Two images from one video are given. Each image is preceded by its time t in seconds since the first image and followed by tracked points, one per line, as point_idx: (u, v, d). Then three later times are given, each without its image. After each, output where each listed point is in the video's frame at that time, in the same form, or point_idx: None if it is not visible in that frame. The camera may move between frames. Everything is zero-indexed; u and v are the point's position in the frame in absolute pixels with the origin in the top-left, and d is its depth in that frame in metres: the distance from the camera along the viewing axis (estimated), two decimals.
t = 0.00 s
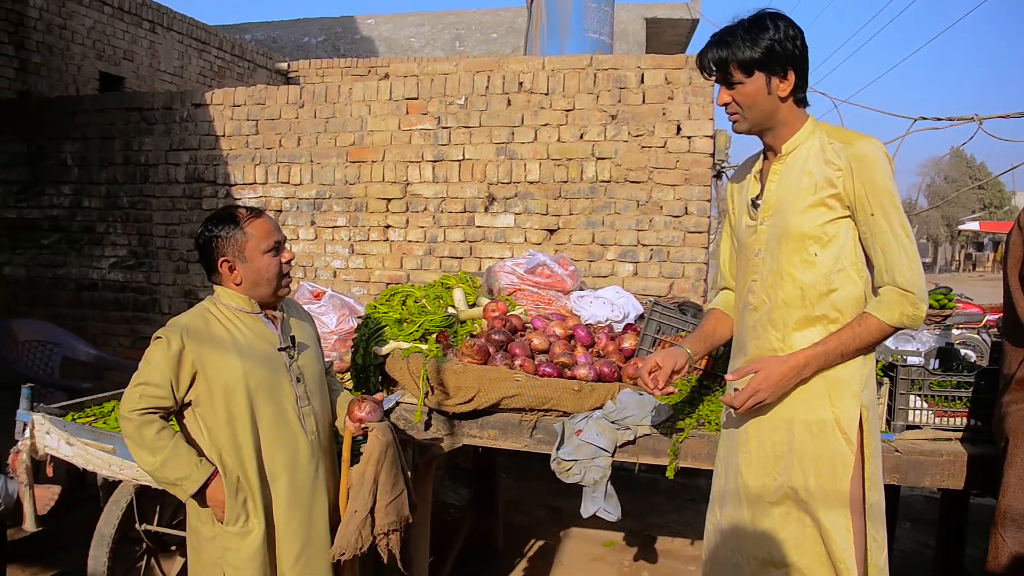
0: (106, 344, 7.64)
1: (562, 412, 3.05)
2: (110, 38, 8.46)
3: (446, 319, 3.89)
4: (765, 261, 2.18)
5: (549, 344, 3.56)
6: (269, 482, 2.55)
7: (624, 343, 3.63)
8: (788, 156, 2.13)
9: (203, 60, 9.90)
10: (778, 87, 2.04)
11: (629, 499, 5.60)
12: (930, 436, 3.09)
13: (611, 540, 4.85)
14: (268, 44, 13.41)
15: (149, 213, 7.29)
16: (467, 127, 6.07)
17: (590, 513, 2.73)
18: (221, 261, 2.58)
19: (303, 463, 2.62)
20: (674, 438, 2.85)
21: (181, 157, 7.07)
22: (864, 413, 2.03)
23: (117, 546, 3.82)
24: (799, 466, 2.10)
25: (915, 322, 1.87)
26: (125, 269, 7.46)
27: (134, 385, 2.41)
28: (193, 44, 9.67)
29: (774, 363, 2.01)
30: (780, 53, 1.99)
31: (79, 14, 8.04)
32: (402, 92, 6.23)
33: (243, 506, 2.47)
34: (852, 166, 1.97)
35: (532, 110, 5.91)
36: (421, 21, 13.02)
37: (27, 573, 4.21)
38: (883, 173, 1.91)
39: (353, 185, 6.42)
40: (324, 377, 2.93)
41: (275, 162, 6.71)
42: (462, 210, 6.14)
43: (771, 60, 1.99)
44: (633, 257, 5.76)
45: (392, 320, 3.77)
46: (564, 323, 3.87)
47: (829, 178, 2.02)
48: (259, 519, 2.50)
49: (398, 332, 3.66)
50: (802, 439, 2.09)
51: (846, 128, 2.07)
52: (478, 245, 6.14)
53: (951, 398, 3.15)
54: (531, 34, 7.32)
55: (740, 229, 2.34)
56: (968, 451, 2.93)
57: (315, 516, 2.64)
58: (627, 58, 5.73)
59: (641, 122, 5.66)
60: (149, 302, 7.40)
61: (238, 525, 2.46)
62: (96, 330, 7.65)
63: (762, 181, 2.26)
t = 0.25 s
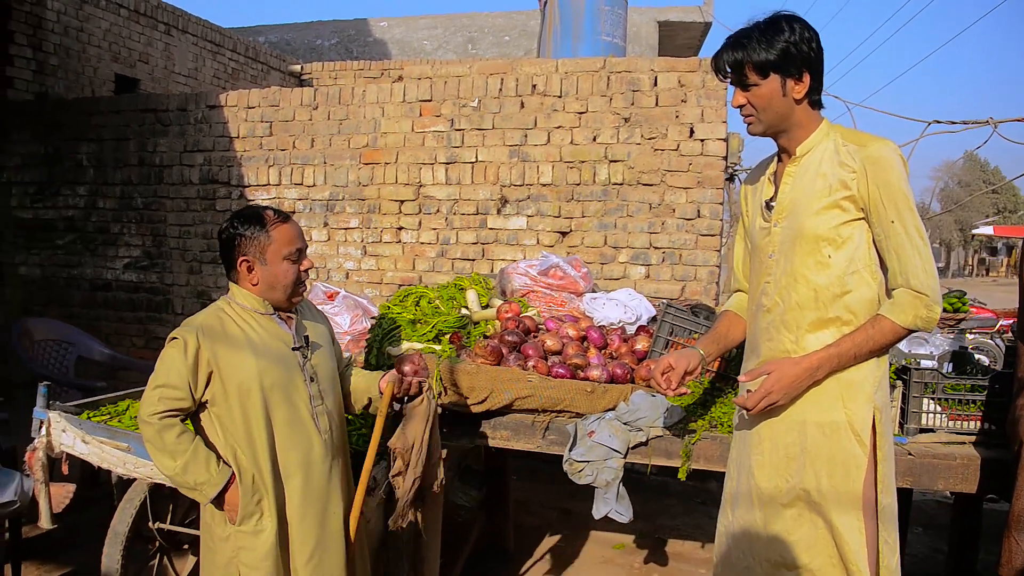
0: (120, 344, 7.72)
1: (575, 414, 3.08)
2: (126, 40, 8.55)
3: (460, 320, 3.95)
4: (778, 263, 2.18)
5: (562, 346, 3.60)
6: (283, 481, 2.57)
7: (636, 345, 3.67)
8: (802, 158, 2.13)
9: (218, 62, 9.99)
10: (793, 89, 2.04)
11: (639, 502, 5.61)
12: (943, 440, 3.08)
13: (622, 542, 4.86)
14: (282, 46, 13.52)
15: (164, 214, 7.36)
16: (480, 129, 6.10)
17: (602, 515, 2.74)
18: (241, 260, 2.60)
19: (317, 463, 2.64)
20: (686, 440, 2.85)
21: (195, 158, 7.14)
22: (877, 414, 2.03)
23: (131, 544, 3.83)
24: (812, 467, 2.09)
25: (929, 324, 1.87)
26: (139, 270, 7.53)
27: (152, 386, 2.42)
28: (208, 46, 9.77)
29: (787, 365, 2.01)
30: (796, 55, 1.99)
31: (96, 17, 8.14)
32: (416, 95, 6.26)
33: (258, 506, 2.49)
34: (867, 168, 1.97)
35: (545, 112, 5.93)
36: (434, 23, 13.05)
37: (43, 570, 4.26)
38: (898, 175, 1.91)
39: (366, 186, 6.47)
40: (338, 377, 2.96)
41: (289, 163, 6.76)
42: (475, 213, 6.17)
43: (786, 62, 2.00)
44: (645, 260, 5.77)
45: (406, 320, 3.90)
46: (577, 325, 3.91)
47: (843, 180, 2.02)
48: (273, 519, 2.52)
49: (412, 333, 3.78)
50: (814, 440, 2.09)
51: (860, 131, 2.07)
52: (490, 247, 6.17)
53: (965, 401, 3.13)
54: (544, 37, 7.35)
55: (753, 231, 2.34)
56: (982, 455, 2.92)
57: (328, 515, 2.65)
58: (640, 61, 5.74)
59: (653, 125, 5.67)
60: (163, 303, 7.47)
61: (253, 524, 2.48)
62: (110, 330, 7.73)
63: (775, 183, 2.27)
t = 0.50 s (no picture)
0: (124, 349, 7.75)
1: (578, 417, 3.09)
2: (129, 47, 8.61)
3: (463, 325, 3.99)
4: (780, 265, 2.19)
5: (565, 348, 3.62)
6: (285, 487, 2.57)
7: (640, 347, 3.68)
8: (803, 160, 2.14)
9: (220, 68, 10.03)
10: (793, 92, 2.05)
11: (643, 506, 5.60)
12: (947, 442, 3.08)
13: (625, 546, 4.85)
14: (284, 52, 13.59)
15: (167, 219, 7.38)
16: (482, 134, 6.12)
17: (605, 517, 2.73)
18: (246, 265, 2.61)
19: (320, 467, 2.65)
20: (690, 442, 2.86)
21: (198, 163, 7.16)
22: (880, 416, 2.04)
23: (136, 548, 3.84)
24: (815, 469, 2.09)
25: (931, 325, 1.87)
26: (142, 275, 7.56)
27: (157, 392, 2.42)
28: (211, 53, 9.82)
29: (789, 366, 2.01)
30: (796, 58, 2.00)
31: (99, 24, 8.20)
32: (418, 99, 6.29)
33: (259, 512, 2.50)
34: (867, 170, 1.97)
35: (547, 117, 5.95)
36: (436, 28, 13.07)
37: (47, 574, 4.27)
38: (899, 177, 1.91)
39: (369, 191, 6.49)
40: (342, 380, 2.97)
41: (291, 169, 6.78)
42: (477, 217, 6.19)
43: (786, 66, 2.01)
44: (647, 263, 5.78)
45: (409, 324, 4.00)
46: (580, 328, 3.92)
47: (844, 182, 2.03)
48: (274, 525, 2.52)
49: (415, 336, 3.90)
50: (818, 442, 2.09)
51: (861, 133, 2.08)
52: (493, 251, 6.19)
53: (968, 403, 3.14)
54: (546, 41, 7.37)
55: (755, 233, 2.35)
56: (985, 456, 2.92)
57: (331, 520, 2.66)
58: (641, 65, 5.76)
59: (655, 129, 5.69)
60: (166, 308, 7.49)
61: (253, 530, 2.49)
62: (114, 335, 7.76)
63: (777, 185, 2.27)
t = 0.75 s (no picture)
0: (124, 348, 7.75)
1: (578, 414, 3.09)
2: (129, 45, 8.61)
3: (463, 322, 3.99)
4: (779, 262, 2.19)
5: (565, 345, 3.62)
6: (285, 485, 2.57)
7: (639, 344, 3.69)
8: (803, 156, 2.14)
9: (220, 67, 10.03)
10: (794, 88, 2.05)
11: (643, 503, 5.60)
12: (946, 438, 3.08)
13: (626, 544, 4.85)
14: (284, 50, 13.59)
15: (167, 217, 7.38)
16: (483, 132, 6.12)
17: (606, 514, 2.73)
18: (246, 261, 2.60)
19: (321, 465, 2.64)
20: (690, 439, 2.85)
21: (198, 162, 7.17)
22: (880, 413, 2.03)
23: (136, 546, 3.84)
24: (816, 465, 2.09)
25: (931, 321, 1.86)
26: (143, 273, 7.56)
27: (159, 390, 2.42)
28: (210, 51, 9.82)
29: (789, 363, 2.01)
30: (796, 54, 2.00)
31: (99, 22, 8.20)
32: (418, 97, 6.28)
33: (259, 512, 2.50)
34: (867, 166, 1.97)
35: (547, 114, 5.95)
36: (436, 26, 13.05)
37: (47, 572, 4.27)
38: (899, 172, 1.91)
39: (369, 189, 6.49)
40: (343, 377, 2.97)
41: (292, 167, 6.79)
42: (477, 215, 6.19)
43: (786, 61, 2.00)
44: (648, 261, 5.78)
45: (409, 321, 4.01)
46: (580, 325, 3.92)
47: (843, 178, 2.02)
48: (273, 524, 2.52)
49: (415, 334, 3.91)
50: (818, 438, 2.09)
51: (861, 128, 2.07)
52: (493, 249, 6.19)
53: (968, 399, 3.14)
54: (546, 39, 7.37)
55: (755, 230, 2.35)
56: (985, 453, 2.91)
57: (331, 518, 2.65)
58: (641, 63, 5.75)
59: (655, 127, 5.69)
60: (167, 306, 7.49)
61: (251, 530, 2.48)
62: (114, 333, 7.76)
63: (777, 181, 2.27)
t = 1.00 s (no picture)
0: (128, 346, 7.78)
1: (582, 413, 3.09)
2: (133, 44, 8.62)
3: (466, 320, 3.99)
4: (783, 260, 2.18)
5: (568, 345, 3.62)
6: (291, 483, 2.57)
7: (643, 344, 3.69)
8: (808, 154, 2.13)
9: (224, 66, 10.05)
10: (799, 86, 2.04)
11: (647, 502, 5.60)
12: (951, 438, 3.07)
13: (630, 543, 4.85)
14: (289, 50, 13.61)
15: (171, 216, 7.40)
16: (486, 131, 6.12)
17: (609, 513, 2.74)
18: (250, 259, 2.60)
19: (326, 465, 2.63)
20: (693, 438, 2.84)
21: (202, 161, 7.18)
22: (884, 412, 2.02)
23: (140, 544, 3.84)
24: (819, 465, 2.09)
25: (936, 321, 1.85)
26: (147, 272, 7.58)
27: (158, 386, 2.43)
28: (215, 50, 9.84)
29: (792, 362, 2.00)
30: (802, 52, 1.99)
31: (104, 22, 8.22)
32: (422, 96, 6.28)
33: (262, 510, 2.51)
34: (872, 165, 1.96)
35: (551, 113, 5.95)
36: (439, 25, 13.05)
37: (51, 570, 4.28)
38: (903, 170, 1.90)
39: (373, 188, 6.49)
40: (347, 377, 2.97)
41: (295, 166, 6.79)
42: (481, 213, 6.19)
43: (792, 59, 1.99)
44: (652, 260, 5.77)
45: (413, 320, 4.00)
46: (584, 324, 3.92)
47: (848, 176, 2.01)
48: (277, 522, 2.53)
49: (419, 333, 3.89)
50: (822, 438, 2.08)
51: (866, 126, 2.06)
52: (497, 248, 6.19)
53: (973, 399, 3.12)
54: (550, 38, 7.37)
55: (760, 228, 2.34)
56: (990, 452, 2.90)
57: (336, 518, 2.64)
58: (645, 61, 5.74)
59: (659, 125, 5.68)
60: (171, 305, 7.51)
61: (253, 530, 2.48)
62: (118, 332, 7.78)
63: (781, 179, 2.26)
